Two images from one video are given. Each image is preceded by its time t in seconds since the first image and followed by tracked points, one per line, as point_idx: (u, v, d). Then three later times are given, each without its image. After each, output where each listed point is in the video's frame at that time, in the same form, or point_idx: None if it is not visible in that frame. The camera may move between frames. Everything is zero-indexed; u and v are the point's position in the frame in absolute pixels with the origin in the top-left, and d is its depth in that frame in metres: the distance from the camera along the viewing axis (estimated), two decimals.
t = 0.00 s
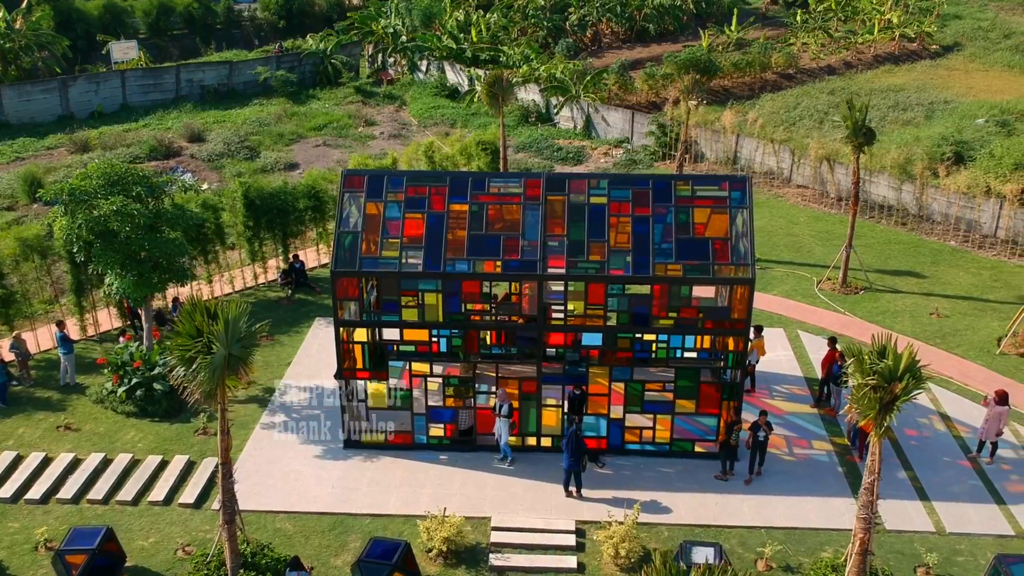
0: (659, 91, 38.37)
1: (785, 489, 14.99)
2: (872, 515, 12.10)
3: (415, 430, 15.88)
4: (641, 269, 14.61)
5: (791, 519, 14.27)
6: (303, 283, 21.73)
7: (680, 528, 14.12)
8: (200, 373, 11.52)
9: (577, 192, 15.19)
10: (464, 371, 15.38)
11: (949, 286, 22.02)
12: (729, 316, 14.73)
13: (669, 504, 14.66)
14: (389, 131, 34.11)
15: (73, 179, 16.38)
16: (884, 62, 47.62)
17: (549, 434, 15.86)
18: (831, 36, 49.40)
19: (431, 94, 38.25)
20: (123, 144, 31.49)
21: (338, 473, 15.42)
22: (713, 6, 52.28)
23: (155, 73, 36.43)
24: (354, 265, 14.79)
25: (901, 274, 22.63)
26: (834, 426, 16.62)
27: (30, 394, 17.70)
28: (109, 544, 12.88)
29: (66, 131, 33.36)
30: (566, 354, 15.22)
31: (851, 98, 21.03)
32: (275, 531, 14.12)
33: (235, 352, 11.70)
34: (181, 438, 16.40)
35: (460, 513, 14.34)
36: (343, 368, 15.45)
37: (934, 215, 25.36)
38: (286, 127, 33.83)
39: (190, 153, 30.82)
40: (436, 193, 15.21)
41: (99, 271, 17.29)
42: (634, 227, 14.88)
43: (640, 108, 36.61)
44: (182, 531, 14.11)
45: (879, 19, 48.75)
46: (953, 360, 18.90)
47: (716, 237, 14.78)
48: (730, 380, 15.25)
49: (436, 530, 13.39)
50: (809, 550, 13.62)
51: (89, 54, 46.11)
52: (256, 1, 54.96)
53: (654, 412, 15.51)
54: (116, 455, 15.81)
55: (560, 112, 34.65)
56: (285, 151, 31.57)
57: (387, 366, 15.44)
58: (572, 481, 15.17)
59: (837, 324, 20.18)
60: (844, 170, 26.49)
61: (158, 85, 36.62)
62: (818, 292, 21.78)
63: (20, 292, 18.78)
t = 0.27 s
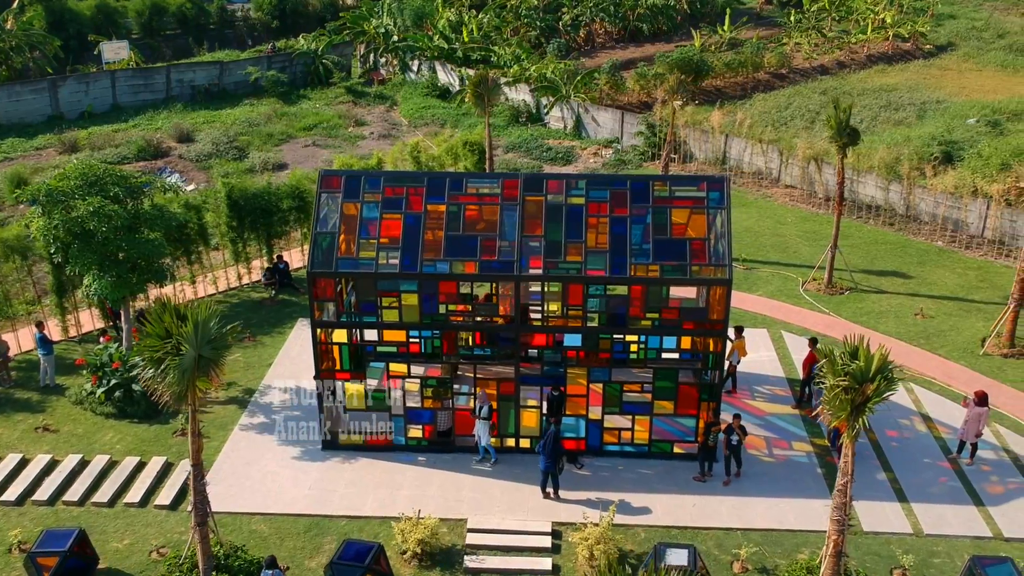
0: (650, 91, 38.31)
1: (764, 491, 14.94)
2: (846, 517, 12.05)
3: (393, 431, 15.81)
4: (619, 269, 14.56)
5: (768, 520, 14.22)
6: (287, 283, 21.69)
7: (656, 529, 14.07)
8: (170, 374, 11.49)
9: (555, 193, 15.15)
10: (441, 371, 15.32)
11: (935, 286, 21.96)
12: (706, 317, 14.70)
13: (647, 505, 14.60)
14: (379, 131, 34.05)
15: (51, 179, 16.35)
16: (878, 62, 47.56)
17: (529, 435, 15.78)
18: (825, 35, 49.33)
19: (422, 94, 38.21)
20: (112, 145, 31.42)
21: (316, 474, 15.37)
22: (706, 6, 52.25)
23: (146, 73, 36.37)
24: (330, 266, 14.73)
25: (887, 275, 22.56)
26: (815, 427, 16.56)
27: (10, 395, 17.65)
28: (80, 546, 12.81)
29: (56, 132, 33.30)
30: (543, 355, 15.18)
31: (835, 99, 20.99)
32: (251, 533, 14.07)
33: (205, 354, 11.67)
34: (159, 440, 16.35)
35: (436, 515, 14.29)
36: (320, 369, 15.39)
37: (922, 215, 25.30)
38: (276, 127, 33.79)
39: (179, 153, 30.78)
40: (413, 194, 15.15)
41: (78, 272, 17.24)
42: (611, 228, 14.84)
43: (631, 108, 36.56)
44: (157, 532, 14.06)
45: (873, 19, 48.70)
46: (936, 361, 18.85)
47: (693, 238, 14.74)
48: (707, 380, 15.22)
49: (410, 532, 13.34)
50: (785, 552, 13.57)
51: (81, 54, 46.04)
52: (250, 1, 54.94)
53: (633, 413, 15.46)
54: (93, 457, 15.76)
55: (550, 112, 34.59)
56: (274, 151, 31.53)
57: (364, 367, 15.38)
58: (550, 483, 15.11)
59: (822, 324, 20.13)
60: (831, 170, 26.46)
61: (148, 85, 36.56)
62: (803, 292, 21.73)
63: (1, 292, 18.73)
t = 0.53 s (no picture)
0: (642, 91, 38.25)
1: (742, 493, 14.88)
2: (820, 519, 12.00)
3: (371, 433, 15.75)
4: (595, 270, 14.51)
5: (746, 523, 14.17)
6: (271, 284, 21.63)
7: (633, 531, 14.01)
8: (139, 376, 11.47)
9: (533, 193, 15.08)
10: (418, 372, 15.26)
11: (921, 287, 21.90)
12: (684, 318, 14.66)
13: (624, 507, 14.54)
14: (369, 131, 33.99)
15: (28, 181, 16.32)
16: (871, 62, 47.50)
17: (507, 437, 15.69)
18: (818, 35, 49.27)
19: (413, 94, 38.15)
20: (100, 145, 31.35)
21: (293, 477, 15.31)
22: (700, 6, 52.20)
23: (136, 73, 36.30)
24: (307, 267, 14.68)
25: (873, 275, 22.49)
26: (796, 428, 16.51)
27: None
28: (52, 549, 12.74)
29: (45, 132, 33.22)
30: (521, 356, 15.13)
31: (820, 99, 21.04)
32: (226, 535, 14.02)
33: (175, 355, 11.66)
34: (138, 441, 16.30)
35: (413, 517, 14.23)
36: (297, 370, 15.35)
37: (909, 215, 25.23)
38: (265, 127, 33.74)
39: (167, 154, 30.73)
40: (390, 194, 15.09)
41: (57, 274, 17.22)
42: (588, 228, 14.78)
43: (622, 108, 36.50)
44: (132, 535, 13.99)
45: (866, 19, 48.66)
46: (919, 362, 18.81)
47: (671, 238, 14.69)
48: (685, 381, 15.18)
49: (385, 534, 13.28)
50: (761, 553, 13.52)
51: (73, 55, 45.96)
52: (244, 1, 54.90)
53: (611, 414, 15.41)
54: (71, 459, 15.70)
55: (540, 112, 34.51)
56: (263, 151, 31.49)
57: (341, 368, 15.36)
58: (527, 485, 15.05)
59: (806, 325, 20.09)
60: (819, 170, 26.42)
61: (139, 85, 36.49)
62: (788, 293, 21.68)
63: None
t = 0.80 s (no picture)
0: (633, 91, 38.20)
1: (720, 495, 14.83)
2: (793, 522, 11.96)
3: (349, 435, 15.70)
4: (572, 271, 14.46)
5: (722, 525, 14.12)
6: (254, 285, 21.58)
7: (610, 534, 13.96)
8: (107, 378, 11.50)
9: (510, 194, 15.01)
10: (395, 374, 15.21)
11: (906, 288, 21.84)
12: (660, 320, 14.61)
13: (601, 509, 14.49)
14: (359, 131, 33.93)
15: (5, 182, 16.31)
16: (864, 62, 47.46)
17: (485, 439, 15.64)
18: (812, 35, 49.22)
19: (404, 94, 38.10)
20: (89, 146, 31.28)
21: (270, 478, 15.26)
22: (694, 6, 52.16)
23: (126, 74, 36.24)
24: (283, 269, 14.63)
25: (859, 276, 22.43)
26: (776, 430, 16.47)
27: None
28: (23, 552, 12.67)
29: (34, 132, 33.15)
30: (498, 357, 15.07)
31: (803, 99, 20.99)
32: (200, 537, 13.96)
33: (144, 357, 11.69)
34: (115, 443, 16.25)
35: (388, 520, 14.18)
36: (274, 371, 15.31)
37: (896, 216, 25.18)
38: (255, 128, 33.70)
39: (155, 154, 30.68)
40: (367, 196, 15.02)
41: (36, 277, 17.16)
42: (565, 230, 14.72)
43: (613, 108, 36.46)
44: (106, 537, 13.93)
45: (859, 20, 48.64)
46: (902, 363, 18.76)
47: (648, 240, 14.63)
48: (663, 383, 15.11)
49: (359, 537, 13.22)
50: (737, 556, 13.48)
51: (66, 55, 45.90)
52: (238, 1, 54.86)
53: (589, 416, 15.36)
54: (48, 460, 15.64)
55: (530, 112, 34.45)
56: (251, 151, 31.45)
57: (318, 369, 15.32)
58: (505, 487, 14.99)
59: (789, 326, 20.04)
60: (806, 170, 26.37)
61: (129, 86, 36.44)
62: (773, 294, 21.64)
63: None
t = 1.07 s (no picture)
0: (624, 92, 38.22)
1: (697, 496, 14.77)
2: (766, 524, 11.90)
3: (326, 436, 15.64)
4: (549, 272, 14.40)
5: (699, 526, 14.07)
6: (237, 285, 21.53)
7: (586, 535, 13.91)
8: (76, 380, 11.43)
9: (487, 195, 14.95)
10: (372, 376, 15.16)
11: (892, 289, 21.77)
12: (637, 320, 14.56)
13: (578, 511, 14.43)
14: (348, 131, 33.86)
15: None
16: (857, 62, 47.38)
17: (463, 440, 15.58)
18: (805, 35, 49.18)
19: (395, 94, 38.02)
20: (77, 146, 31.20)
21: (246, 480, 15.20)
22: (688, 6, 52.10)
23: (116, 74, 36.17)
24: (258, 269, 14.57)
25: (844, 276, 22.35)
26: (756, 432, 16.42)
27: None
28: None
29: (23, 132, 33.07)
30: (474, 358, 15.00)
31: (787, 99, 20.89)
32: (175, 539, 13.90)
33: (114, 358, 11.62)
34: (93, 445, 16.18)
35: (363, 522, 14.12)
36: (250, 373, 15.24)
37: (884, 216, 25.11)
38: (244, 128, 33.65)
39: (143, 155, 30.63)
40: (342, 196, 14.96)
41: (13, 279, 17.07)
42: (541, 231, 14.66)
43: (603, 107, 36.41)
44: (80, 539, 13.88)
45: (853, 20, 48.57)
46: (885, 363, 18.70)
47: (624, 240, 14.59)
48: (641, 384, 15.06)
49: (332, 539, 13.15)
50: (712, 557, 13.42)
51: (57, 55, 45.82)
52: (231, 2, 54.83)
53: (568, 417, 15.30)
54: (24, 462, 15.59)
55: (520, 112, 34.39)
56: (240, 152, 31.39)
57: (295, 370, 15.25)
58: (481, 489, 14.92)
59: (773, 327, 19.99)
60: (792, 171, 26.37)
61: (118, 86, 36.37)
62: (757, 294, 21.58)
63: None
